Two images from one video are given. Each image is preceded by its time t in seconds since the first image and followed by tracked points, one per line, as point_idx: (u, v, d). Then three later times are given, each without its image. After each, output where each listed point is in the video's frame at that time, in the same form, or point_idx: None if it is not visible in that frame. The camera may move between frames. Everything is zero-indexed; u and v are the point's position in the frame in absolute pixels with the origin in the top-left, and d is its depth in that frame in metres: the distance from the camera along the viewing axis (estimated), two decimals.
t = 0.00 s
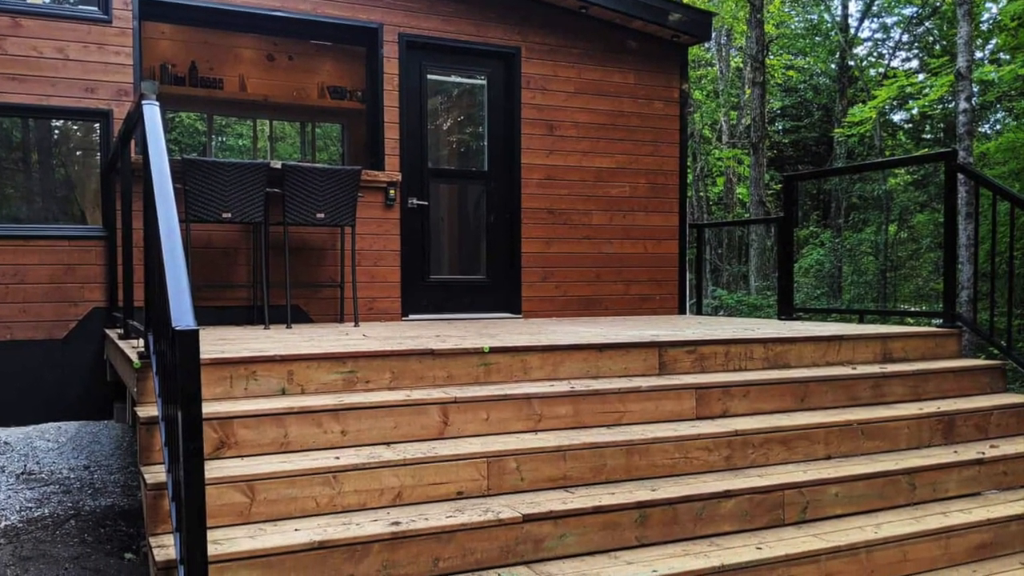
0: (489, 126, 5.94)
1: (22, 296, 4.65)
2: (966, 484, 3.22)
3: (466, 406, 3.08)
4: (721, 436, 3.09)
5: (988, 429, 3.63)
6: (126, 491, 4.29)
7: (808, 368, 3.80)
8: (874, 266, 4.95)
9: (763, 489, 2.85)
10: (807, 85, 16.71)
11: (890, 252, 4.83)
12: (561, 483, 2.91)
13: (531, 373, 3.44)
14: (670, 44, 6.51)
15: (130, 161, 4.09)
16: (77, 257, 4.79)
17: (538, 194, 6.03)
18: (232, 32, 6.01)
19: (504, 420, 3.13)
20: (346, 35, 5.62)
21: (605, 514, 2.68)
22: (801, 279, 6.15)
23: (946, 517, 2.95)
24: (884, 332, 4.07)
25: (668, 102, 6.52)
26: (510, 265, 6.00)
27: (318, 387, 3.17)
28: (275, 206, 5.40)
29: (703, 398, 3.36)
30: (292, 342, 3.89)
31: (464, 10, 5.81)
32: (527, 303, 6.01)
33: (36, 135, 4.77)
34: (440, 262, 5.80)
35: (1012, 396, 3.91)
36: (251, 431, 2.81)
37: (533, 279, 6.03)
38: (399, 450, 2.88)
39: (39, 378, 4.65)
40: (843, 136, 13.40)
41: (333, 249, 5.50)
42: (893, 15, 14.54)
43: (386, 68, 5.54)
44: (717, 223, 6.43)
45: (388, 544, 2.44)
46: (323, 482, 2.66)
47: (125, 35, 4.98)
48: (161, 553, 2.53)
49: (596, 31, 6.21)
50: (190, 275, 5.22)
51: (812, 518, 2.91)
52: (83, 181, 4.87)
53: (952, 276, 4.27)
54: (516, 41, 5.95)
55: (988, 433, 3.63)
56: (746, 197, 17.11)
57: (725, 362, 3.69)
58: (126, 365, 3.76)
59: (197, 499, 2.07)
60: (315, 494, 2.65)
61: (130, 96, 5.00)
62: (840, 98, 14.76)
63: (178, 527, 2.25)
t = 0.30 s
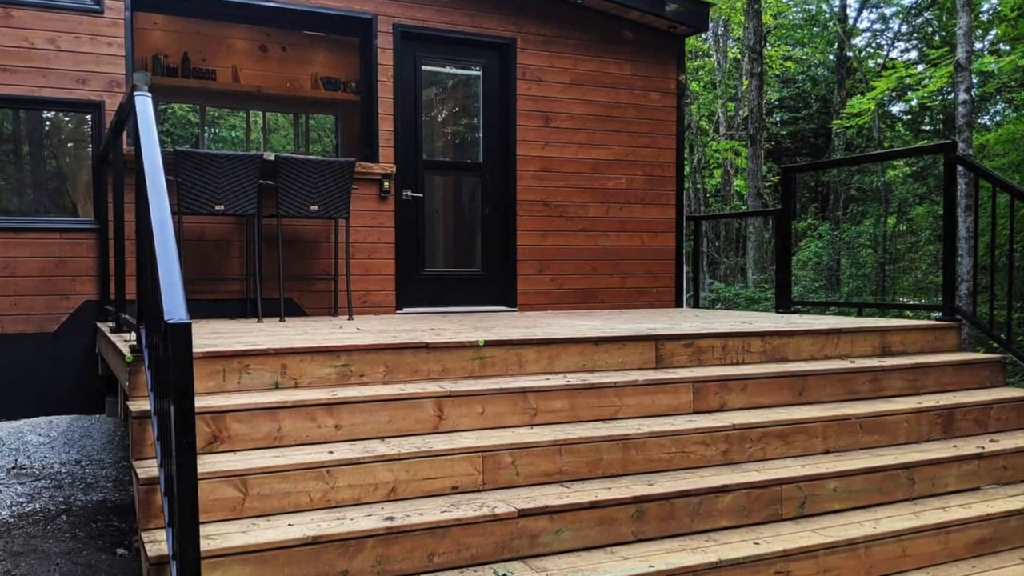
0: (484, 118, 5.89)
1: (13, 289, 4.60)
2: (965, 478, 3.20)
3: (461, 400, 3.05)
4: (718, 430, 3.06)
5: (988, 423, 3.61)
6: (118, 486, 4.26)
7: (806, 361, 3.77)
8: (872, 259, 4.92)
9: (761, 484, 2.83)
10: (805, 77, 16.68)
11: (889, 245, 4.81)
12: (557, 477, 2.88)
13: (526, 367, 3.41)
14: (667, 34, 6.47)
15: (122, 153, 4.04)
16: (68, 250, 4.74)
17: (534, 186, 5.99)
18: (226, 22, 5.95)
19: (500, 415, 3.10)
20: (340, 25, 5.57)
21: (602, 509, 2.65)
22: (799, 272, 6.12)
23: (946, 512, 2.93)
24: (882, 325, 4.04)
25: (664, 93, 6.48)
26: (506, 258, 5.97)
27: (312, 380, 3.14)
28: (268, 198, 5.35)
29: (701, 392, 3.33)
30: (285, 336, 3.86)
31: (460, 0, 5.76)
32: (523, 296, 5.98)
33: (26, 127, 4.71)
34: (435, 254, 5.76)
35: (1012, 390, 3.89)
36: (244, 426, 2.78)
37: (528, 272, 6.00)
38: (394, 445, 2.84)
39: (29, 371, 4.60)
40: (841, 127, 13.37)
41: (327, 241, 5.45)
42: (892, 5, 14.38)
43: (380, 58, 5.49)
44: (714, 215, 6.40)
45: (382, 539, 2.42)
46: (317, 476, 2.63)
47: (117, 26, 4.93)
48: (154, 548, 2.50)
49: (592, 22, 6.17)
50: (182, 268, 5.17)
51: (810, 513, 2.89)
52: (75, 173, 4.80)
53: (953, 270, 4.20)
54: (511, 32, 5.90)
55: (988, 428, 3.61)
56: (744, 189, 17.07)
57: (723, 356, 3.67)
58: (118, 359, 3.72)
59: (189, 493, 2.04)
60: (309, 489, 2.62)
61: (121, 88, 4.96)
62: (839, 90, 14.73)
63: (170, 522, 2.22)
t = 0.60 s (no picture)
0: (479, 109, 5.85)
1: (4, 282, 4.55)
2: (965, 473, 3.18)
3: (456, 393, 3.02)
4: (715, 424, 3.04)
5: (987, 417, 3.59)
6: (109, 480, 4.30)
7: (804, 355, 3.75)
8: (871, 251, 4.90)
9: (758, 478, 2.80)
10: (803, 67, 16.59)
11: (888, 237, 4.78)
12: (552, 472, 2.85)
13: (521, 360, 3.38)
14: (664, 25, 6.42)
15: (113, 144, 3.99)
16: (59, 242, 4.69)
17: (529, 178, 5.95)
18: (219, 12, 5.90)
19: (495, 409, 3.07)
20: (334, 16, 5.51)
21: (598, 504, 2.63)
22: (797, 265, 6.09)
23: (945, 507, 2.91)
24: (881, 318, 4.02)
25: (661, 84, 6.44)
26: (501, 251, 5.93)
27: (305, 374, 3.11)
28: (261, 190, 5.31)
29: (698, 386, 3.31)
30: (278, 329, 3.82)
31: None
32: (518, 289, 5.95)
33: (17, 118, 4.67)
34: (429, 247, 5.72)
35: (1012, 383, 3.87)
36: (237, 420, 2.75)
37: (524, 265, 5.96)
38: (388, 439, 2.81)
39: (21, 365, 4.53)
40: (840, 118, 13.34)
41: (320, 234, 5.41)
42: None
43: (374, 49, 5.44)
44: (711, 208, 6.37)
45: (376, 535, 2.40)
46: (310, 471, 2.60)
47: (109, 16, 4.88)
48: (146, 544, 2.46)
49: (588, 12, 6.12)
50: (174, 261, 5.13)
51: (808, 508, 2.87)
52: (66, 165, 4.76)
53: (953, 260, 4.24)
54: (506, 23, 5.85)
55: (987, 422, 3.59)
56: (741, 181, 17.03)
57: (720, 350, 3.64)
58: (110, 352, 3.68)
59: (182, 486, 1.99)
60: (302, 484, 2.59)
61: (114, 79, 4.89)
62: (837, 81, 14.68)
63: (163, 518, 2.18)
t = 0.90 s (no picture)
0: (474, 100, 5.80)
1: None
2: (964, 467, 3.17)
3: (451, 387, 2.99)
4: (712, 419, 3.01)
5: (987, 411, 3.57)
6: (101, 475, 4.26)
7: (802, 348, 3.73)
8: (870, 244, 4.88)
9: (756, 473, 2.78)
10: (801, 58, 16.52)
11: (886, 229, 4.75)
12: (548, 467, 2.83)
13: (516, 354, 3.35)
14: (661, 15, 6.37)
15: (105, 136, 3.95)
16: (51, 235, 4.64)
17: (524, 169, 5.91)
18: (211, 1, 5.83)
19: (490, 403, 3.04)
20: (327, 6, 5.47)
21: (594, 499, 2.60)
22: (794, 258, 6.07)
23: (944, 502, 2.89)
24: (880, 311, 3.99)
25: (658, 75, 6.39)
26: (496, 243, 5.89)
27: (299, 367, 3.07)
28: (255, 181, 5.26)
29: (695, 379, 3.28)
30: (272, 322, 3.79)
31: None
32: (514, 282, 5.91)
33: (8, 109, 4.58)
34: (423, 239, 5.68)
35: (1011, 377, 3.86)
36: (230, 414, 2.71)
37: (519, 258, 5.93)
38: (382, 433, 2.78)
39: (11, 358, 4.45)
40: (838, 109, 13.30)
41: (314, 226, 5.36)
42: None
43: (368, 40, 5.39)
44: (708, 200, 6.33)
45: (370, 530, 2.37)
46: (304, 465, 2.57)
47: (101, 7, 4.84)
48: (138, 539, 2.43)
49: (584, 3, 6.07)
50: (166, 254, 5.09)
51: (806, 503, 2.86)
52: (57, 157, 4.69)
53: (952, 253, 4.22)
54: (501, 13, 5.80)
55: (987, 416, 3.57)
56: (738, 173, 16.99)
57: (717, 343, 3.62)
58: (101, 346, 3.65)
59: (175, 482, 1.98)
60: (295, 478, 2.56)
61: (105, 70, 4.87)
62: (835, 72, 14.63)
63: (155, 513, 2.16)
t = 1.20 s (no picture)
0: (469, 91, 5.76)
1: None
2: (964, 462, 3.15)
3: (445, 380, 2.96)
4: (709, 413, 2.99)
5: (987, 406, 3.55)
6: (92, 470, 4.23)
7: (800, 341, 3.71)
8: (868, 236, 4.80)
9: (753, 468, 2.76)
10: (798, 49, 16.45)
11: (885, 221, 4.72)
12: (544, 461, 2.80)
13: (512, 347, 3.32)
14: (658, 6, 6.32)
15: (97, 127, 3.90)
16: (42, 227, 4.59)
17: (520, 161, 5.87)
18: None
19: (485, 396, 3.01)
20: None
21: (590, 494, 2.58)
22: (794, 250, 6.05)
23: (943, 497, 2.87)
24: (879, 304, 3.97)
25: (654, 66, 6.35)
26: (491, 235, 5.85)
27: (292, 361, 3.04)
28: (247, 173, 5.21)
29: (692, 373, 3.26)
30: (265, 315, 3.75)
31: None
32: (509, 275, 5.88)
33: None
34: (418, 231, 5.64)
35: (1011, 371, 3.83)
36: (222, 408, 2.69)
37: (515, 250, 5.89)
38: (376, 427, 2.75)
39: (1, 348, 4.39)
40: (837, 100, 13.27)
41: (307, 218, 5.32)
42: None
43: (362, 30, 5.34)
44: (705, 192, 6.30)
45: (364, 525, 2.35)
46: (297, 460, 2.54)
47: None
48: (129, 533, 2.40)
49: None
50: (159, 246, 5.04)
51: (803, 498, 2.84)
52: (49, 148, 4.63)
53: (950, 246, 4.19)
54: (496, 3, 5.75)
55: (987, 411, 3.55)
56: (735, 165, 16.95)
57: (714, 336, 3.59)
58: (93, 339, 3.61)
59: (167, 477, 1.95)
60: (289, 473, 2.53)
61: (97, 61, 4.84)
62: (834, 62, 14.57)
63: (147, 508, 2.13)
